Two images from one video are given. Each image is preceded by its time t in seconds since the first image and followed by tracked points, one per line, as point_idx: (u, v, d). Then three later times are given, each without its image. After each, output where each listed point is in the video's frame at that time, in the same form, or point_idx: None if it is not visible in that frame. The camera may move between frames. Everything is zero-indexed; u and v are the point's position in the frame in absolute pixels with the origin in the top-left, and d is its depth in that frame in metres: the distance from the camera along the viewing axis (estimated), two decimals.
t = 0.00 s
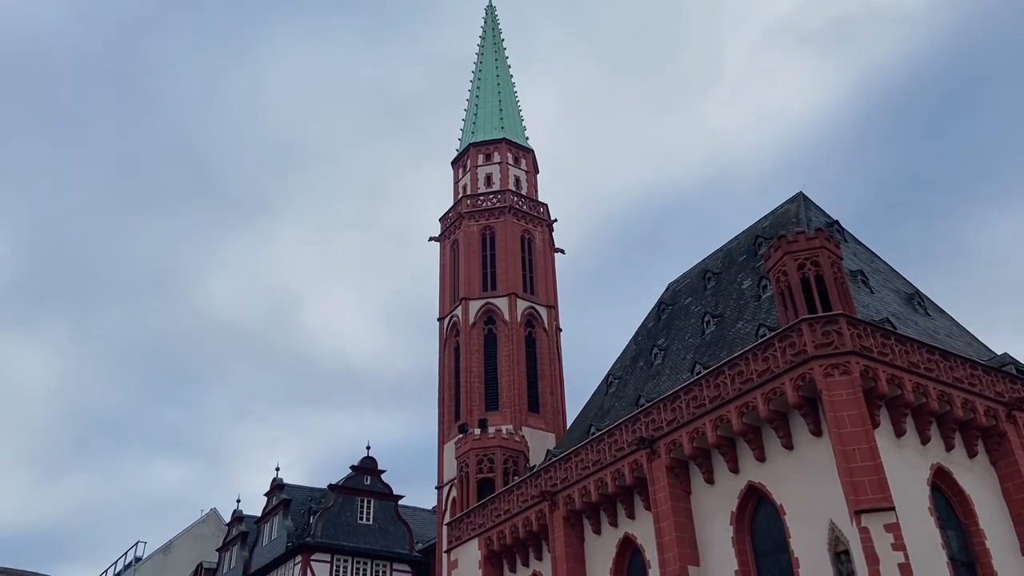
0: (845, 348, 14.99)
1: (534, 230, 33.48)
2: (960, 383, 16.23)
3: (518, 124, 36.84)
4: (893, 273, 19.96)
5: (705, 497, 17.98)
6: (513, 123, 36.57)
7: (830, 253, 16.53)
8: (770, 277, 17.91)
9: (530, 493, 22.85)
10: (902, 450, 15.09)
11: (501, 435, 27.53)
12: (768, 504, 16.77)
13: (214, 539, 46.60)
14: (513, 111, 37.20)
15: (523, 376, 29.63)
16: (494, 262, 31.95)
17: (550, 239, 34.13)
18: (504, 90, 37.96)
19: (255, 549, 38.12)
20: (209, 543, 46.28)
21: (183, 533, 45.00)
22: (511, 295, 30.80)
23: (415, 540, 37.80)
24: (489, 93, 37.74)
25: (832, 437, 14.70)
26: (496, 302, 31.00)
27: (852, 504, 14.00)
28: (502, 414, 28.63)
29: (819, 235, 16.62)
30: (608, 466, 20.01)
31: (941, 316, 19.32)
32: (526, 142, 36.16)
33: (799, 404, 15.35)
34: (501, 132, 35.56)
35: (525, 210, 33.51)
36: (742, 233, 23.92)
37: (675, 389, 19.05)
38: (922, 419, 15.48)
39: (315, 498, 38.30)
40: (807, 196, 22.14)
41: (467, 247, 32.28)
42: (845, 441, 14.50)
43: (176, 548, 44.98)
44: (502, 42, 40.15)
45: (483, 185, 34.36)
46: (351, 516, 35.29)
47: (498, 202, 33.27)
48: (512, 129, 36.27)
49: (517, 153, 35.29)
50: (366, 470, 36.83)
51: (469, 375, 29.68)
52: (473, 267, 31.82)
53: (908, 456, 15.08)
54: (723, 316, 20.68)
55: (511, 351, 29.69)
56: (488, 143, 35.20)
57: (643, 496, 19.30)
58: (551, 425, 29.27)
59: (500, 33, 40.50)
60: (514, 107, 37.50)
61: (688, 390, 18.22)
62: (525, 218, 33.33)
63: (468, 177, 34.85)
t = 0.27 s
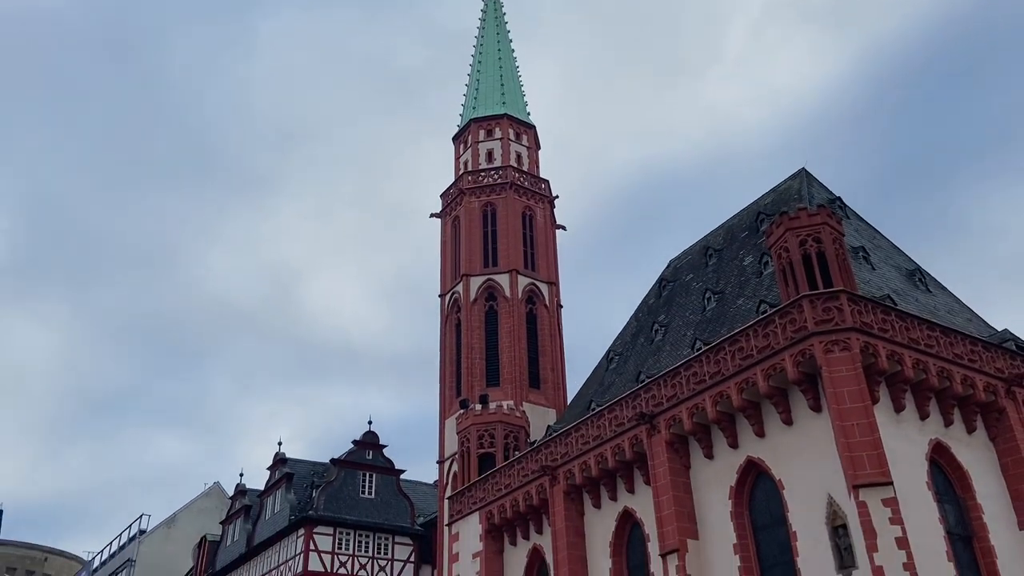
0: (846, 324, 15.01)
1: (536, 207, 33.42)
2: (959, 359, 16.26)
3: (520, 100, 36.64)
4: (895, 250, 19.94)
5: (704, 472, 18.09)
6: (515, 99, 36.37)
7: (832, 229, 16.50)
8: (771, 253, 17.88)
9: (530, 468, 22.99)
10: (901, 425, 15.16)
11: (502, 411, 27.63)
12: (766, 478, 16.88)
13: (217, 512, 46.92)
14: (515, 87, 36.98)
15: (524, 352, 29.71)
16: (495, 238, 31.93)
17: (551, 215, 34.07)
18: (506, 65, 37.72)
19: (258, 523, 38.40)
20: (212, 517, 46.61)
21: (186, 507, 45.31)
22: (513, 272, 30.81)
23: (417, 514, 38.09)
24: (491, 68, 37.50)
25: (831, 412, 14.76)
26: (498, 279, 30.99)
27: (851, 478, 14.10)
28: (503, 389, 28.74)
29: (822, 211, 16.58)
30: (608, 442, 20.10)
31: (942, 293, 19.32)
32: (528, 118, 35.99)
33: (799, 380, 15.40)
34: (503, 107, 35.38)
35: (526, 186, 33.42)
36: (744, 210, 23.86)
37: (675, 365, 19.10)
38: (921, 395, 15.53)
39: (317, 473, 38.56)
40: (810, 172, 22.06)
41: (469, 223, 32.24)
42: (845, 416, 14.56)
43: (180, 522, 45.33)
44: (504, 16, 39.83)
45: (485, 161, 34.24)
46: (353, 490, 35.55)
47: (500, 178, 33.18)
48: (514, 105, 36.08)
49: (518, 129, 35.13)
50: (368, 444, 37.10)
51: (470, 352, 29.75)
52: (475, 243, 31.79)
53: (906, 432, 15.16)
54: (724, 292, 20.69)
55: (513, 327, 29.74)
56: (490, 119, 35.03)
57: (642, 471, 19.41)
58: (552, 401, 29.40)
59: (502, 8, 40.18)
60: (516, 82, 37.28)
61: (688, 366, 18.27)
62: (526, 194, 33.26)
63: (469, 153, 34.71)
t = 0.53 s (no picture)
0: (848, 301, 14.99)
1: (538, 183, 33.32)
2: (961, 336, 16.26)
3: (522, 75, 36.40)
4: (897, 227, 19.88)
5: (705, 448, 18.16)
6: (517, 74, 36.13)
7: (835, 206, 16.44)
8: (774, 230, 17.83)
9: (531, 443, 23.08)
10: (901, 401, 15.19)
11: (503, 387, 27.72)
12: (766, 454, 16.95)
13: (222, 486, 47.14)
14: (516, 62, 36.73)
15: (526, 329, 29.74)
16: (497, 215, 31.85)
17: (553, 192, 33.96)
18: (507, 40, 37.44)
19: (261, 497, 38.66)
20: (216, 491, 46.85)
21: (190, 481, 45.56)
22: (514, 249, 30.77)
23: (419, 488, 38.34)
24: (492, 43, 37.22)
25: (832, 389, 14.79)
26: (499, 256, 30.96)
27: (850, 454, 14.15)
28: (504, 366, 28.81)
29: (825, 188, 16.51)
30: (609, 418, 20.17)
31: (944, 269, 19.28)
32: (530, 94, 35.77)
33: (800, 357, 15.41)
34: (504, 83, 35.15)
35: (528, 162, 33.30)
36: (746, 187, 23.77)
37: (676, 342, 19.11)
38: (922, 371, 15.54)
39: (320, 448, 38.77)
40: (814, 149, 21.94)
41: (470, 200, 32.15)
42: (845, 393, 14.59)
43: (184, 496, 45.62)
44: None
45: (487, 137, 34.08)
46: (356, 465, 35.75)
47: (502, 154, 33.04)
48: (516, 80, 35.85)
49: (520, 104, 34.93)
50: (370, 420, 37.25)
51: (472, 328, 29.78)
52: (476, 220, 31.72)
53: (907, 408, 15.18)
54: (726, 269, 20.65)
55: (514, 304, 29.76)
56: (492, 95, 34.83)
57: (643, 446, 19.49)
58: (554, 377, 29.48)
59: None
60: (518, 57, 37.02)
61: (689, 343, 18.28)
62: (528, 170, 33.14)
63: (471, 129, 34.54)
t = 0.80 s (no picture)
0: (851, 274, 14.97)
1: (540, 156, 33.16)
2: (963, 309, 16.24)
3: (524, 46, 36.10)
4: (902, 200, 19.79)
5: (705, 421, 18.24)
6: (519, 45, 35.83)
7: (839, 179, 16.36)
8: (777, 203, 17.78)
9: (533, 416, 23.19)
10: (903, 374, 15.21)
11: (505, 360, 27.81)
12: (767, 427, 17.02)
13: (226, 457, 47.43)
14: (519, 33, 36.41)
15: (528, 302, 29.77)
16: (499, 188, 31.73)
17: (556, 165, 33.82)
18: (510, 11, 37.09)
19: (265, 468, 38.92)
20: (220, 462, 47.13)
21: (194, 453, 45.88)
22: (516, 222, 30.70)
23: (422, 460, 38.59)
24: (495, 14, 36.88)
25: (833, 362, 14.82)
26: (501, 229, 30.90)
27: (851, 427, 14.21)
28: (506, 339, 28.89)
29: (829, 160, 16.42)
30: (610, 391, 20.23)
31: (948, 243, 19.23)
32: (533, 65, 35.50)
33: (802, 330, 15.43)
34: (507, 54, 34.88)
35: (531, 135, 33.13)
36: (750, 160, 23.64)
37: (678, 315, 19.12)
38: (924, 344, 15.55)
39: (323, 420, 38.99)
40: (819, 121, 21.79)
41: (472, 173, 32.03)
42: (846, 366, 14.62)
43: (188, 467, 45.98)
44: None
45: (489, 110, 33.87)
46: (358, 437, 35.96)
47: (504, 127, 32.86)
48: (518, 52, 35.57)
49: (523, 76, 34.66)
50: (373, 392, 37.39)
51: (474, 302, 29.80)
52: (479, 193, 31.61)
53: (908, 381, 15.21)
54: (729, 243, 20.60)
55: (516, 277, 29.75)
56: (494, 66, 34.58)
57: (644, 419, 19.58)
58: (556, 350, 29.54)
59: None
60: (520, 28, 36.68)
61: (691, 316, 18.29)
62: (530, 143, 32.97)
63: (473, 101, 34.30)
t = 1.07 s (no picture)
0: (855, 247, 14.92)
1: (543, 128, 32.97)
2: (967, 281, 16.19)
3: (528, 16, 35.74)
4: (908, 172, 19.66)
5: (707, 393, 18.28)
6: (523, 15, 35.48)
7: (845, 150, 16.24)
8: (782, 175, 17.68)
9: (536, 388, 23.27)
10: (905, 346, 15.20)
11: (508, 333, 27.85)
12: (769, 399, 17.06)
13: (231, 429, 47.65)
14: (523, 2, 36.03)
15: (531, 275, 29.74)
16: (502, 160, 31.58)
17: (559, 137, 33.63)
18: None
19: (270, 439, 39.18)
20: (226, 434, 47.39)
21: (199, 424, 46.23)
22: (519, 195, 30.59)
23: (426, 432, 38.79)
24: None
25: (836, 335, 14.82)
26: (504, 202, 30.79)
27: (852, 398, 14.24)
28: (509, 312, 28.91)
29: (835, 131, 16.30)
30: (613, 363, 20.27)
31: (953, 215, 19.13)
32: (536, 35, 35.17)
33: (805, 303, 15.41)
34: (510, 24, 34.55)
35: (534, 107, 32.91)
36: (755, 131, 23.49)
37: (681, 288, 19.10)
38: (927, 317, 15.53)
39: (327, 392, 39.18)
40: (825, 92, 21.60)
41: (475, 145, 31.87)
42: (849, 338, 14.62)
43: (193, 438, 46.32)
44: None
45: (492, 81, 33.62)
46: (362, 409, 36.13)
47: (507, 98, 32.64)
48: (522, 21, 35.22)
49: (527, 47, 34.35)
50: (376, 364, 37.50)
51: (477, 274, 29.78)
52: (482, 165, 31.47)
53: (910, 353, 15.20)
54: (733, 215, 20.52)
55: (519, 250, 29.71)
56: (497, 37, 34.27)
57: (647, 391, 19.63)
58: (558, 323, 29.57)
59: None
60: None
61: (694, 288, 18.27)
62: (534, 115, 32.76)
63: (476, 71, 34.04)
